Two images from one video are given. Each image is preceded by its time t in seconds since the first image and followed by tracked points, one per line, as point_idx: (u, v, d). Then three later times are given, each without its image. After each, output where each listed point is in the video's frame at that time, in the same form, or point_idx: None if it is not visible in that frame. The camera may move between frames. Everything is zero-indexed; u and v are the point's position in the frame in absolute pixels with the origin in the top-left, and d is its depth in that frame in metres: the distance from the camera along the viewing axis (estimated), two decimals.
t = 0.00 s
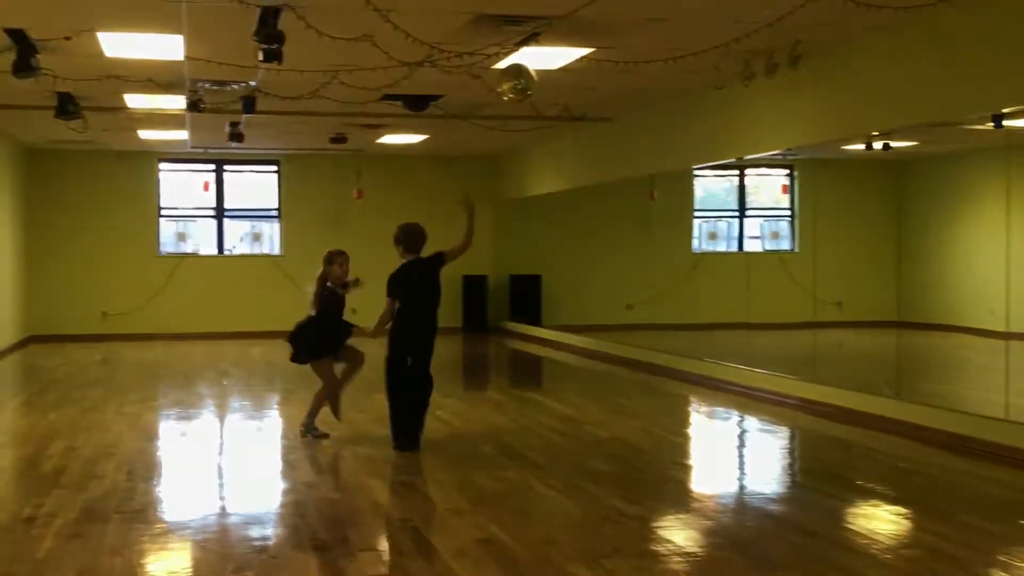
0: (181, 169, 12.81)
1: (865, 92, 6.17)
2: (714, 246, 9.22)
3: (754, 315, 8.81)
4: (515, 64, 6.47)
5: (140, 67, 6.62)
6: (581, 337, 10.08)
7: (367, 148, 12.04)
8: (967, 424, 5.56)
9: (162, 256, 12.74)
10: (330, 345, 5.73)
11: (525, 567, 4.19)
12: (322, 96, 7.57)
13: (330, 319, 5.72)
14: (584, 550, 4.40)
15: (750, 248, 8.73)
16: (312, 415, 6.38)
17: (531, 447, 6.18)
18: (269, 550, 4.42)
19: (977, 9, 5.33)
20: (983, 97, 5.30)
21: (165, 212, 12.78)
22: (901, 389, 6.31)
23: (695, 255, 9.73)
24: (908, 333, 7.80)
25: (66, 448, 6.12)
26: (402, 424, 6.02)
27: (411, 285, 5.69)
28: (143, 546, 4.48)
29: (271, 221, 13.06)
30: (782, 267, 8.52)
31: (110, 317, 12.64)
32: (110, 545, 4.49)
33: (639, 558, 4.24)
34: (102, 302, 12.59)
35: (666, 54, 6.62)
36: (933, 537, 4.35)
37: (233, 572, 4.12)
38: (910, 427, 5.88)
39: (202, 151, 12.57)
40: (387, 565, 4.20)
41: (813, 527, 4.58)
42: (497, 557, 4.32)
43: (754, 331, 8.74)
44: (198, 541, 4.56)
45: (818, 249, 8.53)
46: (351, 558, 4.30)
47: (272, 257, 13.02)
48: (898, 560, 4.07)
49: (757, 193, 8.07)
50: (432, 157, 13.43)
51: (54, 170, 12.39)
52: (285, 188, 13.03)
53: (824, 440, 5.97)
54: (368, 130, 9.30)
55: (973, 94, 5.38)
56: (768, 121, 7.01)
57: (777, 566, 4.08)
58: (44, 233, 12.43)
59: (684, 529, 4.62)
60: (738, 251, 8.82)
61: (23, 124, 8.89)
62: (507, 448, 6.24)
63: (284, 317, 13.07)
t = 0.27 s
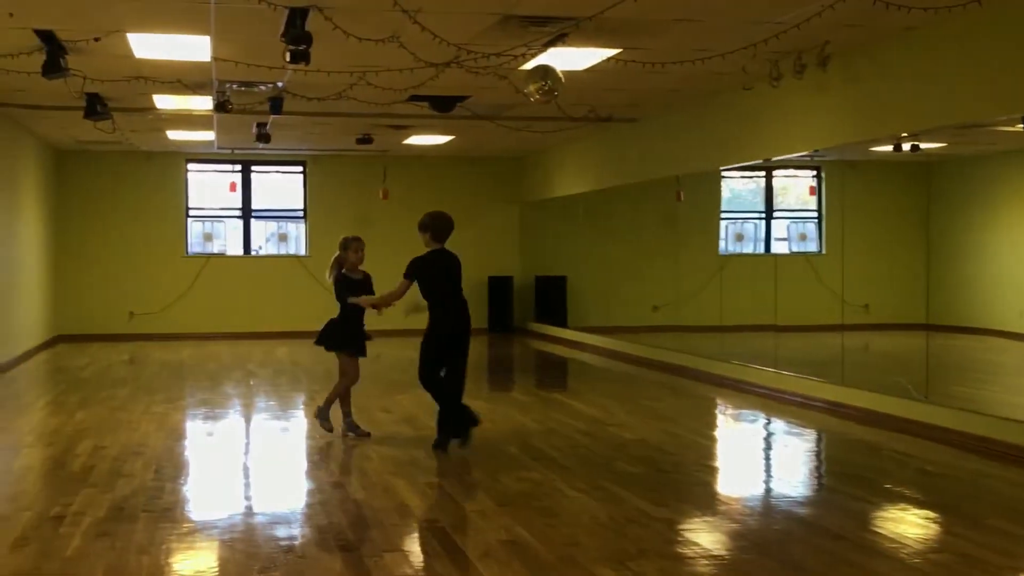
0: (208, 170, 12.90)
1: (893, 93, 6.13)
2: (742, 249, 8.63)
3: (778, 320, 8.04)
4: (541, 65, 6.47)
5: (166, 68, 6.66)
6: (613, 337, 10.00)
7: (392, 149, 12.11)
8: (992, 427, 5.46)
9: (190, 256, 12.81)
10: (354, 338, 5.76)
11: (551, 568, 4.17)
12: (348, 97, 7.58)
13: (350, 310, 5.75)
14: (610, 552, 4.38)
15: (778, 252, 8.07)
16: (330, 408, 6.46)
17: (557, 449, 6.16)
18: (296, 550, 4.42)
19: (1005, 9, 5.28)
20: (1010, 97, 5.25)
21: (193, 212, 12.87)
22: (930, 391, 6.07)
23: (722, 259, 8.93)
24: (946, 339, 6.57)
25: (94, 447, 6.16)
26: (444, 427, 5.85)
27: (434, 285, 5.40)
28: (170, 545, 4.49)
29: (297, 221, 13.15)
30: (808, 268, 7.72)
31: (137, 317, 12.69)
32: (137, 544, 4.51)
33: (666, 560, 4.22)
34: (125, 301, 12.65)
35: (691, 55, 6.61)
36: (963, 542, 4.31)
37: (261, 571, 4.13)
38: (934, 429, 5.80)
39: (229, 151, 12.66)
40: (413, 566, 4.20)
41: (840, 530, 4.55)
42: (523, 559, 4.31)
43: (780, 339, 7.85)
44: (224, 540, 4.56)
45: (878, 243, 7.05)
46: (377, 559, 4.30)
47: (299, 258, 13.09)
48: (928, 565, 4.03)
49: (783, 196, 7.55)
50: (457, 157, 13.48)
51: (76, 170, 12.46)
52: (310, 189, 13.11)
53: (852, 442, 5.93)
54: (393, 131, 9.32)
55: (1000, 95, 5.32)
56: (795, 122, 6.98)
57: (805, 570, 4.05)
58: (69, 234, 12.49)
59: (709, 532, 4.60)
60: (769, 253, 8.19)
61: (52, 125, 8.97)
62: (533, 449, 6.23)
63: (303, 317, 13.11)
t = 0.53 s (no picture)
0: (223, 168, 12.94)
1: (910, 92, 6.11)
2: (756, 249, 8.37)
3: (792, 320, 7.76)
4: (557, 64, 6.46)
5: (182, 66, 6.68)
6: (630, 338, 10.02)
7: (410, 148, 12.13)
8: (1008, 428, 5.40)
9: (206, 255, 12.85)
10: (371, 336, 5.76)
11: (565, 568, 4.17)
12: (363, 96, 7.60)
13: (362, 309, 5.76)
14: (624, 552, 4.37)
15: (794, 252, 7.83)
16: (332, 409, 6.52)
17: (571, 448, 6.16)
18: (310, 548, 4.43)
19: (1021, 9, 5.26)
20: None
21: (209, 211, 12.91)
22: (944, 391, 5.99)
23: (736, 257, 8.63)
24: (962, 340, 6.36)
25: (110, 444, 6.18)
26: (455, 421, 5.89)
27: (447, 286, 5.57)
28: (184, 542, 4.50)
29: (312, 220, 13.19)
30: (822, 267, 7.51)
31: (153, 315, 12.72)
32: (152, 541, 4.52)
33: (680, 560, 4.21)
34: (138, 300, 12.69)
35: (705, 55, 6.60)
36: (979, 543, 4.29)
37: (275, 569, 4.14)
38: (948, 430, 5.75)
39: (244, 150, 12.70)
40: (427, 565, 4.19)
41: (855, 531, 4.53)
42: (537, 558, 4.31)
43: (794, 340, 7.59)
44: (238, 538, 4.57)
45: (896, 242, 6.83)
46: (391, 557, 4.30)
47: (314, 257, 13.12)
48: (943, 566, 4.01)
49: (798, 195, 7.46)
50: (471, 156, 13.51)
51: (89, 169, 12.51)
52: (325, 188, 13.14)
53: (867, 443, 5.90)
54: (408, 130, 9.33)
55: (1016, 95, 5.30)
56: (814, 122, 6.97)
57: (819, 571, 4.03)
58: (84, 232, 12.54)
59: (722, 532, 4.59)
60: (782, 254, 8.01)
61: (69, 123, 9.01)
62: (547, 448, 6.22)
63: (315, 317, 13.13)
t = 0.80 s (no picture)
0: (231, 166, 12.96)
1: (917, 91, 6.11)
2: (763, 248, 8.34)
3: (800, 319, 7.72)
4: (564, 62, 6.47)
5: (190, 64, 6.70)
6: (632, 338, 10.16)
7: (417, 145, 12.14)
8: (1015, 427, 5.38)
9: (213, 252, 12.87)
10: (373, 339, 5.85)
11: (571, 565, 4.17)
12: (370, 94, 7.61)
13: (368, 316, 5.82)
14: (630, 550, 4.37)
15: (801, 250, 7.84)
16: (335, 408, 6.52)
17: (577, 446, 6.16)
18: (317, 544, 4.44)
19: None
20: None
21: (216, 208, 12.94)
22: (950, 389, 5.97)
23: (743, 256, 8.57)
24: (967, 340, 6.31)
25: (118, 440, 6.20)
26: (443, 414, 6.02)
27: (429, 297, 5.71)
28: (191, 539, 4.51)
29: (319, 218, 13.22)
30: (829, 266, 7.49)
31: (161, 312, 12.74)
32: (159, 537, 4.53)
33: (686, 558, 4.21)
34: (144, 298, 12.71)
35: (712, 53, 6.60)
36: (986, 542, 4.29)
37: (282, 565, 4.14)
38: (956, 430, 5.74)
39: (252, 148, 12.72)
40: (433, 562, 4.20)
41: (861, 530, 4.53)
42: (544, 555, 4.31)
43: (801, 339, 7.55)
44: (245, 535, 4.58)
45: (903, 241, 6.78)
46: (397, 554, 4.30)
47: (321, 254, 13.15)
48: (950, 565, 4.01)
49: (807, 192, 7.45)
50: (478, 154, 13.52)
51: (96, 168, 12.53)
52: (333, 185, 13.16)
53: (873, 441, 5.90)
54: (416, 128, 9.34)
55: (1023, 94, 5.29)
56: (821, 120, 6.97)
57: (825, 569, 4.03)
58: (90, 230, 12.57)
59: (729, 530, 4.58)
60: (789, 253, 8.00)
61: (77, 120, 9.04)
62: (554, 446, 6.22)
63: (320, 315, 13.15)
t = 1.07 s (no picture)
0: (235, 163, 12.95)
1: (923, 90, 6.09)
2: (768, 246, 8.29)
3: (804, 317, 7.67)
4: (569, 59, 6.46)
5: (196, 61, 6.70)
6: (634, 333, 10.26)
7: (422, 143, 12.15)
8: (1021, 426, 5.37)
9: (218, 249, 12.87)
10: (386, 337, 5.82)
11: (575, 562, 4.17)
12: (375, 91, 7.61)
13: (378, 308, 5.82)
14: (634, 547, 4.37)
15: (805, 249, 7.79)
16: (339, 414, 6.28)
17: (581, 444, 6.16)
18: (321, 541, 4.44)
19: None
20: None
21: (221, 205, 12.93)
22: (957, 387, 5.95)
23: (748, 254, 8.53)
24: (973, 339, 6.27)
25: (122, 437, 6.21)
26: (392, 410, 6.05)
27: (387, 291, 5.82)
28: (196, 535, 4.52)
29: (323, 214, 13.20)
30: (834, 265, 7.45)
31: (165, 309, 12.75)
32: (163, 534, 4.53)
33: (690, 556, 4.21)
34: (148, 295, 12.71)
35: (717, 51, 6.59)
36: (990, 541, 4.28)
37: (286, 562, 4.15)
38: (963, 428, 5.73)
39: (257, 145, 12.73)
40: (437, 559, 4.20)
41: (865, 528, 4.52)
42: (548, 553, 4.31)
43: (806, 338, 7.50)
44: (250, 531, 4.58)
45: (908, 239, 6.75)
46: (401, 551, 4.31)
47: (325, 251, 13.15)
48: (955, 564, 4.01)
49: (813, 191, 7.43)
50: (483, 152, 13.51)
51: (99, 164, 12.53)
52: (338, 183, 13.15)
53: (877, 440, 5.89)
54: (421, 125, 9.34)
55: None
56: (828, 120, 6.97)
57: (830, 568, 4.03)
58: (94, 227, 12.57)
59: (732, 528, 4.58)
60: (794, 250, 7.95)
61: (82, 117, 9.04)
62: (558, 443, 6.22)
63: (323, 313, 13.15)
